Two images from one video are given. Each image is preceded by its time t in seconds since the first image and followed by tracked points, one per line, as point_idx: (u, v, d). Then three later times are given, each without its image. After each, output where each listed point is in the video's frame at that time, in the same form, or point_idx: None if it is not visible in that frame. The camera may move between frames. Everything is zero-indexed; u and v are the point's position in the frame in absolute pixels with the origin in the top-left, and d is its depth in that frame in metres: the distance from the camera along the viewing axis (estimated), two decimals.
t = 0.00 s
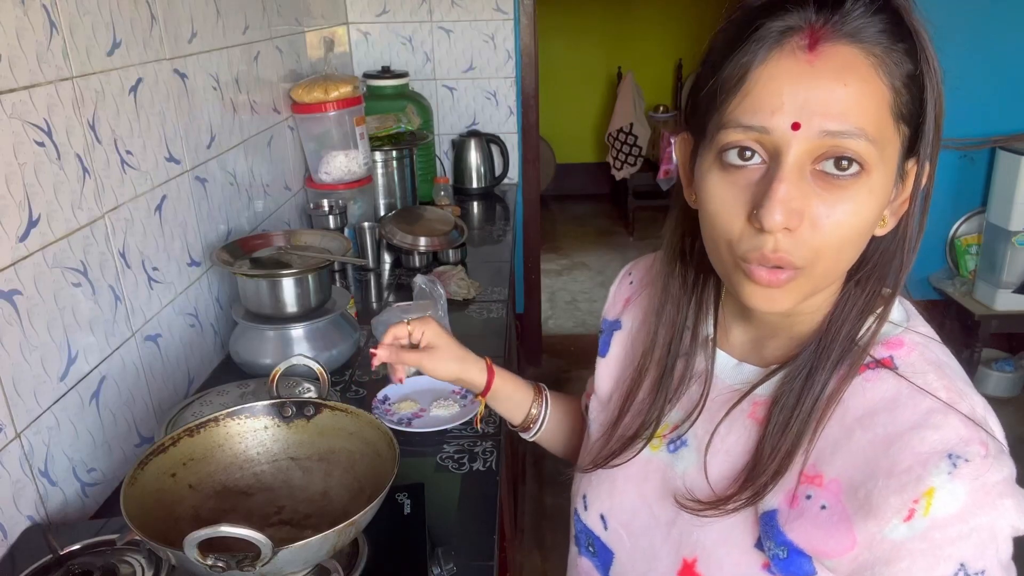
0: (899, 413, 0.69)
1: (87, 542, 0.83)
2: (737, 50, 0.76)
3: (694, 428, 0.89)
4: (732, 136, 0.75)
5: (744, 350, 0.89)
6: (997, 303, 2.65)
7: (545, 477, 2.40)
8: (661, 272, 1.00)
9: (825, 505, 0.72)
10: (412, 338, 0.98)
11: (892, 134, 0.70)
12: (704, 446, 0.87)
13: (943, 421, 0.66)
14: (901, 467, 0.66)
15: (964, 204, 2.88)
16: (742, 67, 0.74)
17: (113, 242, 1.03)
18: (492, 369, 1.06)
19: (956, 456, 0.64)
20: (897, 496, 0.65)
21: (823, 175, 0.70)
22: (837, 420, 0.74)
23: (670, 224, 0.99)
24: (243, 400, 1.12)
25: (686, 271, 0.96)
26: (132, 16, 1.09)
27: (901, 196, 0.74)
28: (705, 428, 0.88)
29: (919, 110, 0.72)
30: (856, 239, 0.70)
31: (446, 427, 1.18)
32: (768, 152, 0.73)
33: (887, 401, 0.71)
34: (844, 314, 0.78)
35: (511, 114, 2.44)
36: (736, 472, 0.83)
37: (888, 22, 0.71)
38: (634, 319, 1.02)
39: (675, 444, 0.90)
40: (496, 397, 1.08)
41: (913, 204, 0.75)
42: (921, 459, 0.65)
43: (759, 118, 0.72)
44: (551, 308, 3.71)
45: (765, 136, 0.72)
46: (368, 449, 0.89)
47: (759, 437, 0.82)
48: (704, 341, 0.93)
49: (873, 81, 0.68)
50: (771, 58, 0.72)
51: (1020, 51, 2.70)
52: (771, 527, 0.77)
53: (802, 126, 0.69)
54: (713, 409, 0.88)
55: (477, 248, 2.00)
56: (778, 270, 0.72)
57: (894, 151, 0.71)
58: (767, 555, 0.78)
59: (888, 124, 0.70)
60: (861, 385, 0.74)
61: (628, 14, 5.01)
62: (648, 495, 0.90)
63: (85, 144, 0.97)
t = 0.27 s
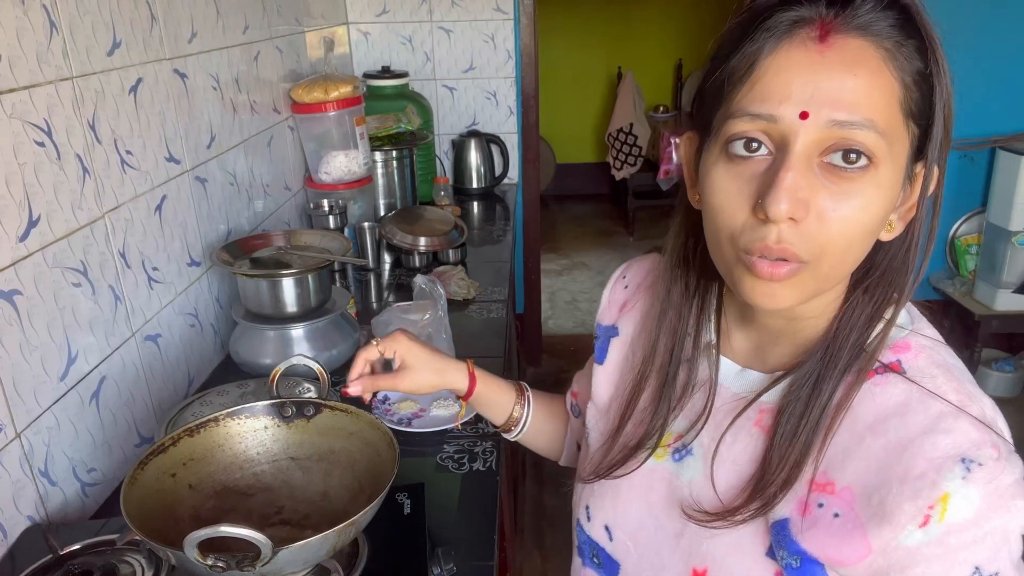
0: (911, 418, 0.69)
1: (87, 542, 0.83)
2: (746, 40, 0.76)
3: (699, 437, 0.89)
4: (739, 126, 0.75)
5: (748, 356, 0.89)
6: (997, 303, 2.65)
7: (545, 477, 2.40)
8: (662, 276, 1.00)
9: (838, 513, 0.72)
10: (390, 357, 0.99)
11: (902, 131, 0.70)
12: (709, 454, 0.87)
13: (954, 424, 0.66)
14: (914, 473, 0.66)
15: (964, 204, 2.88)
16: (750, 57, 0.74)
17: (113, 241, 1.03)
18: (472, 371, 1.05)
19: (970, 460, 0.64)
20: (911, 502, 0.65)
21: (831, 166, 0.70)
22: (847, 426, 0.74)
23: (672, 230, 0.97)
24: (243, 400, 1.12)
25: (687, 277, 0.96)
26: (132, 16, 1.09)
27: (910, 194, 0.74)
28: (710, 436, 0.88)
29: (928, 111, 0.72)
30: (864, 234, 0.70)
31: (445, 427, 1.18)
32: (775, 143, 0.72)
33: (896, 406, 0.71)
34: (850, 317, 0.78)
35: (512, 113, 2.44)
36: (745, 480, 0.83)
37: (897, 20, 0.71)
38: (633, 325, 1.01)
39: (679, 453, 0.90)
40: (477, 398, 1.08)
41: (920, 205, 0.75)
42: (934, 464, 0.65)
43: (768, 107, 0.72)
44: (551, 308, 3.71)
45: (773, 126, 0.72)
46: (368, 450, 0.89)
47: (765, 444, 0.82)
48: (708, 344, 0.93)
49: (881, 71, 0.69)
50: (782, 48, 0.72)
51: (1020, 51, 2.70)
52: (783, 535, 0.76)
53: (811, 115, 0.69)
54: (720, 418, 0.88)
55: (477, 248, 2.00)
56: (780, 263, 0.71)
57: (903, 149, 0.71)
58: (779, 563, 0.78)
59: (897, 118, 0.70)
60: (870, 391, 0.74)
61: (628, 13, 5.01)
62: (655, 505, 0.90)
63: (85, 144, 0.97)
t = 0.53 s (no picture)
0: (920, 421, 0.70)
1: (87, 542, 0.83)
2: (722, 55, 0.77)
3: (704, 438, 0.88)
4: (705, 139, 0.76)
5: (755, 359, 0.89)
6: (997, 303, 2.66)
7: (545, 477, 2.41)
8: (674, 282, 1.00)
9: (847, 517, 0.72)
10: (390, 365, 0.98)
11: (866, 140, 0.68)
12: (714, 455, 0.87)
13: (964, 428, 0.67)
14: (923, 476, 0.67)
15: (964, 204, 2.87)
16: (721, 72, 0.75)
17: (113, 242, 1.03)
18: (473, 373, 1.06)
19: (980, 464, 0.65)
20: (921, 506, 0.66)
21: (784, 178, 0.69)
22: (855, 429, 0.74)
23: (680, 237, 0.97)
24: (243, 400, 1.12)
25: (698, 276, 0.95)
26: (132, 16, 1.09)
27: (895, 207, 0.72)
28: (716, 437, 0.87)
29: (912, 116, 0.70)
30: (823, 246, 0.69)
31: (445, 427, 1.18)
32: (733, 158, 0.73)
33: (905, 409, 0.72)
34: (857, 312, 0.78)
35: (512, 114, 2.44)
36: (750, 484, 0.83)
37: (876, 26, 0.70)
38: (639, 326, 1.01)
39: (685, 455, 0.89)
40: (479, 399, 1.08)
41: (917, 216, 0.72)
42: (944, 467, 0.66)
43: (724, 121, 0.73)
44: (551, 308, 3.71)
45: (729, 139, 0.72)
46: (368, 451, 0.89)
47: (772, 448, 0.82)
48: (716, 347, 0.92)
49: (835, 81, 0.68)
50: (742, 64, 0.73)
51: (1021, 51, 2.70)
52: (787, 537, 0.77)
53: (758, 130, 0.70)
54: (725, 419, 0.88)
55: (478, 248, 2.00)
56: (740, 275, 0.73)
57: (872, 159, 0.68)
58: (785, 566, 0.78)
59: (859, 132, 0.67)
60: (878, 395, 0.74)
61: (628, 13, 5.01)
62: (660, 507, 0.90)
63: (85, 144, 0.97)
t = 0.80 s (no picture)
0: (915, 427, 0.70)
1: (88, 542, 0.83)
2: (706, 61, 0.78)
3: (700, 436, 0.88)
4: (682, 142, 0.77)
5: (755, 359, 0.89)
6: (997, 303, 2.66)
7: (545, 477, 2.41)
8: (680, 284, 0.99)
9: (837, 521, 0.72)
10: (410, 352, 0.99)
11: (832, 152, 0.68)
12: (710, 455, 0.87)
13: (958, 436, 0.67)
14: (915, 482, 0.67)
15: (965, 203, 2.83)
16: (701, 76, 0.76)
17: (113, 241, 1.03)
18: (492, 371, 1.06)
19: (972, 473, 0.65)
20: (912, 512, 0.67)
21: (747, 184, 0.70)
22: (849, 433, 0.74)
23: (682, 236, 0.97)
24: (243, 400, 1.12)
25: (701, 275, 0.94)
26: (132, 16, 1.09)
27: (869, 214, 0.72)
28: (713, 437, 0.87)
29: (889, 124, 0.70)
30: (785, 252, 0.70)
31: (446, 427, 1.18)
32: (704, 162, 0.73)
33: (900, 415, 0.71)
34: (853, 311, 0.78)
35: (511, 114, 2.44)
36: (744, 488, 0.83)
37: (854, 32, 0.70)
38: (643, 324, 1.01)
39: (684, 454, 0.89)
40: (496, 399, 1.08)
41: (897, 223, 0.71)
42: (936, 475, 0.66)
43: (695, 124, 0.73)
44: (551, 308, 3.71)
45: (699, 142, 0.73)
46: (368, 453, 0.88)
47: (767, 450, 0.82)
48: (716, 347, 0.92)
49: (802, 90, 0.68)
50: (715, 72, 0.73)
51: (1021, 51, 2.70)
52: (780, 539, 0.77)
53: (723, 136, 0.70)
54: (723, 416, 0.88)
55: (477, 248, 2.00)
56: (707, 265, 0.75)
57: (837, 170, 0.68)
58: (778, 567, 0.78)
59: (825, 140, 0.67)
60: (873, 400, 0.74)
61: (628, 14, 5.01)
62: (659, 507, 0.90)
63: (86, 144, 0.97)
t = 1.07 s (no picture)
0: (917, 428, 0.70)
1: (88, 542, 0.83)
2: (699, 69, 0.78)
3: (703, 435, 0.88)
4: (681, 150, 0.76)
5: (759, 360, 0.89)
6: (997, 303, 2.66)
7: (545, 477, 2.41)
8: (681, 284, 0.99)
9: (840, 521, 0.72)
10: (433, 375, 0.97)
11: (833, 157, 0.68)
12: (714, 455, 0.87)
13: (961, 437, 0.67)
14: (917, 483, 0.67)
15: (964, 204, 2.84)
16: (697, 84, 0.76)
17: (113, 241, 1.03)
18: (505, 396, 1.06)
19: (974, 474, 0.65)
20: (913, 513, 0.66)
21: (749, 192, 0.70)
22: (851, 434, 0.74)
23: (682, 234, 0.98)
24: (243, 400, 1.12)
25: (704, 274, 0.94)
26: (132, 16, 1.09)
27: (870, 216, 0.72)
28: (716, 437, 0.87)
29: (888, 125, 0.69)
30: (787, 257, 0.70)
31: (446, 427, 1.18)
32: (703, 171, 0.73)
33: (903, 416, 0.71)
34: (851, 306, 0.78)
35: (511, 114, 2.44)
36: (746, 487, 0.83)
37: (848, 36, 0.70)
38: (646, 324, 1.01)
39: (687, 453, 0.89)
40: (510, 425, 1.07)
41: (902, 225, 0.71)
42: (938, 476, 0.66)
43: (693, 133, 0.73)
44: (551, 308, 3.71)
45: (698, 152, 0.73)
46: (369, 453, 0.88)
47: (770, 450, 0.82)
48: (721, 347, 0.91)
49: (798, 97, 0.68)
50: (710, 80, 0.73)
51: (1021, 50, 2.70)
52: (782, 538, 0.77)
53: (723, 145, 0.70)
54: (724, 415, 0.88)
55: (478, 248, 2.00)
56: (712, 276, 0.75)
57: (840, 174, 0.68)
58: (780, 566, 0.78)
59: (825, 145, 0.67)
60: (876, 401, 0.74)
61: (628, 14, 5.01)
62: (661, 505, 0.90)
63: (86, 144, 0.97)
